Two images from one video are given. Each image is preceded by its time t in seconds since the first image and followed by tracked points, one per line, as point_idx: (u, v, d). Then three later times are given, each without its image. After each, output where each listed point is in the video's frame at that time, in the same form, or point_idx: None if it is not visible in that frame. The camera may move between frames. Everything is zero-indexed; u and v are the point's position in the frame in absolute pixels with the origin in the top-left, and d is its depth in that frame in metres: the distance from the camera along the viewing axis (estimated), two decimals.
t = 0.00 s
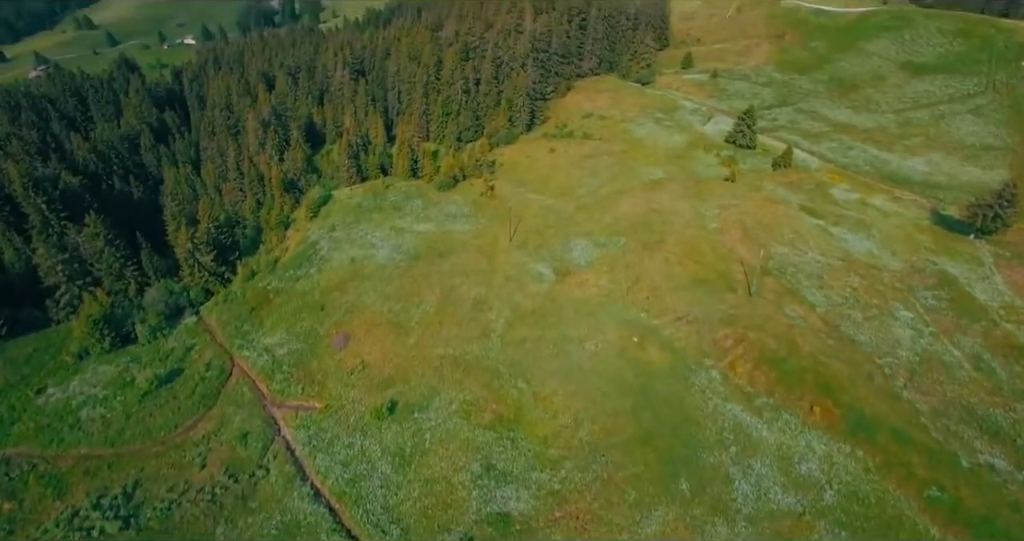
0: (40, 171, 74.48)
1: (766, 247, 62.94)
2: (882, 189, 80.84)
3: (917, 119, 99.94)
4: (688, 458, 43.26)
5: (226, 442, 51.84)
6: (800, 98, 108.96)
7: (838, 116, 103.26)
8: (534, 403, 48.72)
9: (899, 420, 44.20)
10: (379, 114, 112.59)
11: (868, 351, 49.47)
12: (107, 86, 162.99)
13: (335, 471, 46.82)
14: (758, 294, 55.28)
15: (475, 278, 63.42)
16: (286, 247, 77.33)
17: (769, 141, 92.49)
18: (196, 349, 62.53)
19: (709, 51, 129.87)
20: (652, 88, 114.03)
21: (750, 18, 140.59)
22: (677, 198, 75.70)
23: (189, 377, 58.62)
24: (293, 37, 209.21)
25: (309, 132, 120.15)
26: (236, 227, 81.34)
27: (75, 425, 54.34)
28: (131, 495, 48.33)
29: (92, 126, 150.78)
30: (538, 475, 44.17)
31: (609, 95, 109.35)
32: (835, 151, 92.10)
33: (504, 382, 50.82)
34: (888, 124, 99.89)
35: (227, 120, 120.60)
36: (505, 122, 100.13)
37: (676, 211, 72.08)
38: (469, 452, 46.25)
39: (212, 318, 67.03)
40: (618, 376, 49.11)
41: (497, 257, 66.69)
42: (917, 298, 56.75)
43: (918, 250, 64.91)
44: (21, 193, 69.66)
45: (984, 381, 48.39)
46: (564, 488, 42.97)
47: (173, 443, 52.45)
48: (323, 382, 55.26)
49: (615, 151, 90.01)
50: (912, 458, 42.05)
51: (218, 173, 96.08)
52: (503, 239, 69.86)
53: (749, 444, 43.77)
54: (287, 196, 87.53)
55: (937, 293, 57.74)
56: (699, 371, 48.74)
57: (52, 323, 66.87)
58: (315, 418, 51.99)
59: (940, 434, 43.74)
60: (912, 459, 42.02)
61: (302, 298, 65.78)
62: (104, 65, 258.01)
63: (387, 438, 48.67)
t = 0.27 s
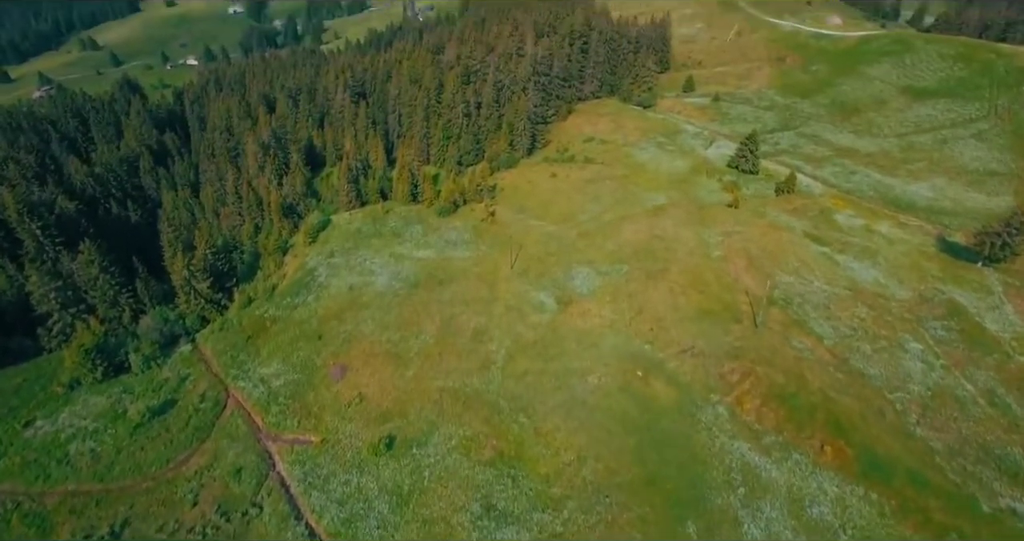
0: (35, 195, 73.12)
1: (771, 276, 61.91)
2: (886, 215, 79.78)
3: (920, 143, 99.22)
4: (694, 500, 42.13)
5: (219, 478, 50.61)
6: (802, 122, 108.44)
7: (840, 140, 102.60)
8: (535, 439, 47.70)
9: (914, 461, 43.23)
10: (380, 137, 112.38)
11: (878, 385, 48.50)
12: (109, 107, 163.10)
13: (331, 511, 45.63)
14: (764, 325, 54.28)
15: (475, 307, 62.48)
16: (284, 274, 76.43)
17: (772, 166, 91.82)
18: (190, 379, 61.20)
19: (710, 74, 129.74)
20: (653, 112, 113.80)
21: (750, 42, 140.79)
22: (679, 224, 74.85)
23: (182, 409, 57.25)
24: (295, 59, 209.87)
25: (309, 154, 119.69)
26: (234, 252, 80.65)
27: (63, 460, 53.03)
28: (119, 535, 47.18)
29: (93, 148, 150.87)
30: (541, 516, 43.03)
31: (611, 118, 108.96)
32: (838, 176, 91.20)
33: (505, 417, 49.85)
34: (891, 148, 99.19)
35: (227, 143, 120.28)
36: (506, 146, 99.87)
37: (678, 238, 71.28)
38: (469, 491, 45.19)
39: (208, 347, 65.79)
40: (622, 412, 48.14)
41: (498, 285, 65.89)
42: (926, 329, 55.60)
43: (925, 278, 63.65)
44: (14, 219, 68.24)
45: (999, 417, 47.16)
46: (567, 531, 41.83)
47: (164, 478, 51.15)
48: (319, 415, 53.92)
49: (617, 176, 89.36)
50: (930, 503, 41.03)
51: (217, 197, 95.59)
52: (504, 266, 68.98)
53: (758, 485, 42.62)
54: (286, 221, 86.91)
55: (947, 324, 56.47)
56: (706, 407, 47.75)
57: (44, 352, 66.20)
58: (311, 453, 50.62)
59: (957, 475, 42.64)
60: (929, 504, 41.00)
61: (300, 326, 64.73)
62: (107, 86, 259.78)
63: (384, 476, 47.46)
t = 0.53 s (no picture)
0: (30, 219, 72.20)
1: (776, 304, 60.83)
2: (892, 240, 78.55)
3: (923, 167, 98.43)
4: None
5: (212, 515, 49.48)
6: (804, 146, 107.71)
7: (843, 164, 101.69)
8: (537, 477, 46.75)
9: (930, 503, 42.47)
10: (380, 160, 111.87)
11: (889, 420, 47.70)
12: (109, 128, 162.90)
13: None
14: (770, 356, 53.41)
15: (475, 336, 61.65)
16: (282, 300, 75.32)
17: (775, 190, 90.96)
18: (184, 410, 59.89)
19: (711, 97, 129.51)
20: (654, 135, 113.34)
21: (750, 65, 140.74)
22: (682, 251, 73.81)
23: (175, 441, 55.98)
24: (296, 80, 210.26)
25: (309, 176, 119.20)
26: (231, 277, 79.92)
27: (50, 496, 51.69)
28: None
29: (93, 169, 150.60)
30: None
31: (612, 141, 108.43)
32: (841, 201, 90.13)
33: (505, 453, 48.95)
34: (895, 171, 98.27)
35: (226, 165, 119.82)
36: (507, 169, 99.22)
37: (681, 265, 70.28)
38: (468, 532, 44.34)
39: (203, 376, 64.52)
40: (626, 449, 47.31)
41: (499, 314, 64.95)
42: (937, 361, 54.35)
43: (934, 306, 62.33)
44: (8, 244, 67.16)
45: (1014, 454, 46.25)
46: None
47: (155, 515, 49.97)
48: (316, 449, 52.60)
49: (618, 200, 88.63)
50: None
51: (215, 220, 94.79)
52: (504, 294, 68.07)
53: (768, 528, 41.75)
54: (284, 245, 86.24)
55: (957, 355, 55.34)
56: (712, 444, 46.97)
57: (34, 381, 64.84)
58: (307, 489, 49.38)
59: (976, 519, 41.82)
60: None
61: (297, 355, 63.47)
62: (109, 105, 260.81)
63: (381, 515, 46.43)
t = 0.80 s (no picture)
0: (25, 241, 71.34)
1: (782, 330, 59.62)
2: (898, 262, 77.24)
3: (927, 187, 97.57)
4: None
5: None
6: (807, 165, 106.91)
7: (846, 184, 100.74)
8: (539, 511, 45.84)
9: None
10: (381, 180, 111.06)
11: (902, 452, 46.85)
12: (109, 145, 162.61)
13: None
14: (777, 385, 52.54)
15: (476, 363, 60.73)
16: (279, 323, 74.20)
17: (778, 211, 89.95)
18: (177, 437, 58.72)
19: (712, 116, 129.09)
20: (655, 154, 112.70)
21: (751, 84, 140.38)
22: (685, 274, 72.73)
23: (166, 471, 54.78)
24: (297, 97, 210.34)
25: (309, 196, 118.48)
26: (228, 298, 79.48)
27: (36, 528, 50.56)
28: None
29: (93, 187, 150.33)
30: None
31: (613, 161, 107.78)
32: (845, 221, 88.81)
33: (506, 485, 48.05)
34: (898, 192, 97.34)
35: (225, 184, 119.17)
36: (508, 189, 98.32)
37: (685, 288, 69.20)
38: None
39: (197, 402, 63.26)
40: (630, 482, 46.38)
41: (500, 339, 63.91)
42: (948, 389, 53.08)
43: (942, 332, 60.95)
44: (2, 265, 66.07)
45: None
46: None
47: None
48: (312, 479, 51.32)
49: (620, 221, 87.82)
50: None
51: (214, 240, 93.82)
52: (505, 319, 66.97)
53: None
54: (283, 267, 85.53)
55: (970, 384, 54.02)
56: (720, 477, 46.02)
57: (25, 407, 63.76)
58: (302, 521, 48.12)
59: None
60: None
61: (294, 381, 62.21)
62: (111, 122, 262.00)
63: None
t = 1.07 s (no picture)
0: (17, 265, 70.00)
1: (790, 360, 58.35)
2: (904, 287, 75.76)
3: (932, 210, 96.55)
4: None
5: None
6: (810, 188, 105.85)
7: (850, 207, 99.52)
8: None
9: None
10: (381, 202, 110.11)
11: (917, 490, 46.62)
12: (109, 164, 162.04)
13: None
14: (786, 418, 51.84)
15: (477, 393, 59.56)
16: (276, 350, 72.80)
17: (782, 234, 88.58)
18: (168, 470, 57.66)
19: (714, 137, 128.39)
20: (658, 176, 111.77)
21: (752, 106, 139.89)
22: (689, 300, 71.52)
23: (156, 507, 54.32)
24: (298, 117, 210.42)
25: (308, 217, 117.65)
26: (225, 322, 78.85)
27: None
28: None
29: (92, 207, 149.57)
30: None
31: (615, 183, 106.85)
32: (850, 245, 87.16)
33: (509, 522, 47.92)
34: (903, 215, 96.17)
35: (224, 205, 118.30)
36: (509, 212, 97.30)
37: (688, 314, 67.98)
38: None
39: (190, 432, 61.94)
40: (636, 519, 46.43)
41: (500, 367, 62.68)
42: (962, 422, 52.27)
43: (953, 362, 59.62)
44: None
45: None
46: None
47: None
48: (307, 515, 50.68)
49: (622, 245, 86.87)
50: None
51: (210, 262, 92.59)
52: (506, 347, 65.66)
53: None
54: (280, 291, 84.38)
55: (984, 415, 53.25)
56: (729, 516, 45.82)
57: (12, 438, 62.26)
58: None
59: None
60: None
61: (290, 411, 60.77)
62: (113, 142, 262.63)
63: None
